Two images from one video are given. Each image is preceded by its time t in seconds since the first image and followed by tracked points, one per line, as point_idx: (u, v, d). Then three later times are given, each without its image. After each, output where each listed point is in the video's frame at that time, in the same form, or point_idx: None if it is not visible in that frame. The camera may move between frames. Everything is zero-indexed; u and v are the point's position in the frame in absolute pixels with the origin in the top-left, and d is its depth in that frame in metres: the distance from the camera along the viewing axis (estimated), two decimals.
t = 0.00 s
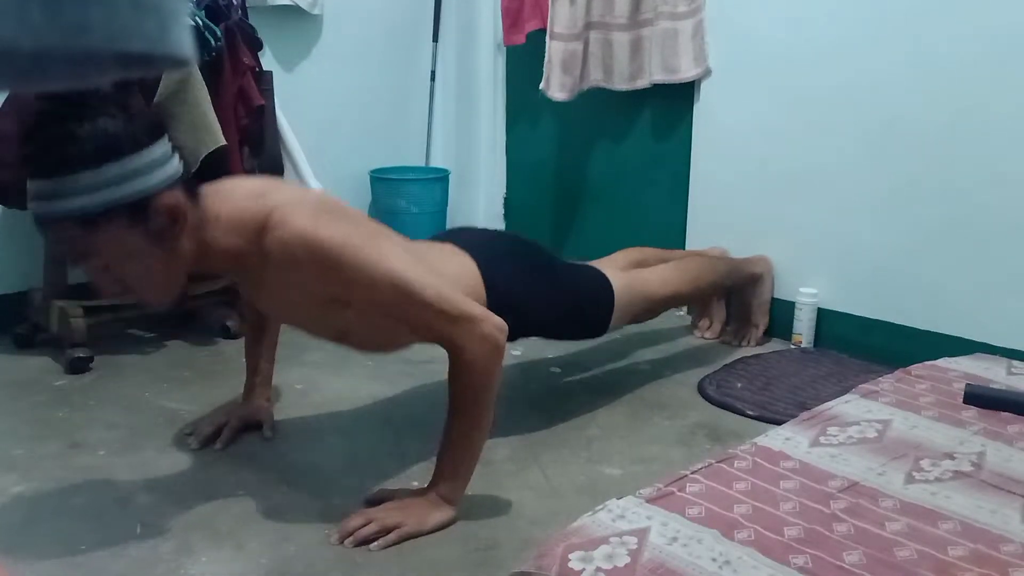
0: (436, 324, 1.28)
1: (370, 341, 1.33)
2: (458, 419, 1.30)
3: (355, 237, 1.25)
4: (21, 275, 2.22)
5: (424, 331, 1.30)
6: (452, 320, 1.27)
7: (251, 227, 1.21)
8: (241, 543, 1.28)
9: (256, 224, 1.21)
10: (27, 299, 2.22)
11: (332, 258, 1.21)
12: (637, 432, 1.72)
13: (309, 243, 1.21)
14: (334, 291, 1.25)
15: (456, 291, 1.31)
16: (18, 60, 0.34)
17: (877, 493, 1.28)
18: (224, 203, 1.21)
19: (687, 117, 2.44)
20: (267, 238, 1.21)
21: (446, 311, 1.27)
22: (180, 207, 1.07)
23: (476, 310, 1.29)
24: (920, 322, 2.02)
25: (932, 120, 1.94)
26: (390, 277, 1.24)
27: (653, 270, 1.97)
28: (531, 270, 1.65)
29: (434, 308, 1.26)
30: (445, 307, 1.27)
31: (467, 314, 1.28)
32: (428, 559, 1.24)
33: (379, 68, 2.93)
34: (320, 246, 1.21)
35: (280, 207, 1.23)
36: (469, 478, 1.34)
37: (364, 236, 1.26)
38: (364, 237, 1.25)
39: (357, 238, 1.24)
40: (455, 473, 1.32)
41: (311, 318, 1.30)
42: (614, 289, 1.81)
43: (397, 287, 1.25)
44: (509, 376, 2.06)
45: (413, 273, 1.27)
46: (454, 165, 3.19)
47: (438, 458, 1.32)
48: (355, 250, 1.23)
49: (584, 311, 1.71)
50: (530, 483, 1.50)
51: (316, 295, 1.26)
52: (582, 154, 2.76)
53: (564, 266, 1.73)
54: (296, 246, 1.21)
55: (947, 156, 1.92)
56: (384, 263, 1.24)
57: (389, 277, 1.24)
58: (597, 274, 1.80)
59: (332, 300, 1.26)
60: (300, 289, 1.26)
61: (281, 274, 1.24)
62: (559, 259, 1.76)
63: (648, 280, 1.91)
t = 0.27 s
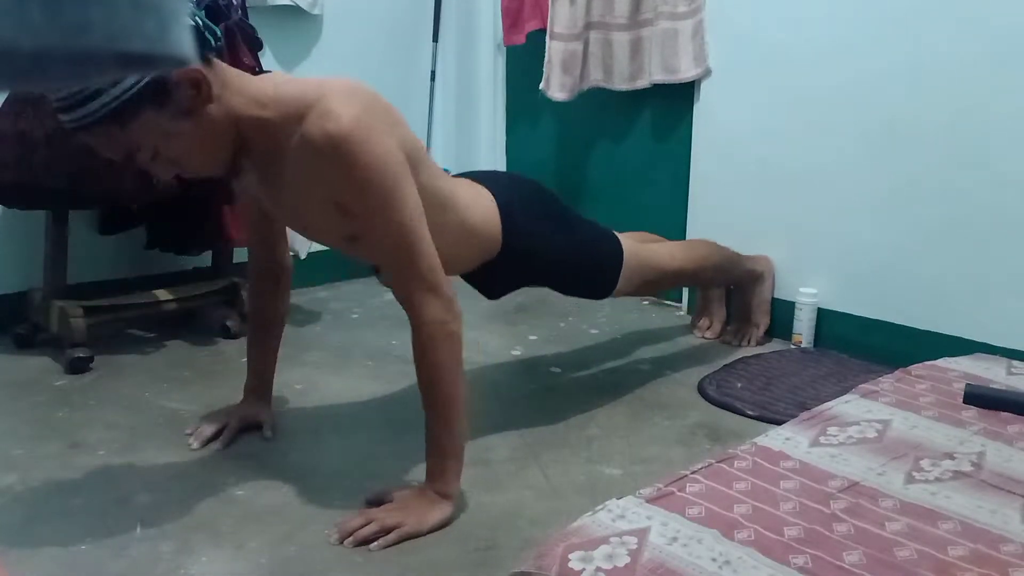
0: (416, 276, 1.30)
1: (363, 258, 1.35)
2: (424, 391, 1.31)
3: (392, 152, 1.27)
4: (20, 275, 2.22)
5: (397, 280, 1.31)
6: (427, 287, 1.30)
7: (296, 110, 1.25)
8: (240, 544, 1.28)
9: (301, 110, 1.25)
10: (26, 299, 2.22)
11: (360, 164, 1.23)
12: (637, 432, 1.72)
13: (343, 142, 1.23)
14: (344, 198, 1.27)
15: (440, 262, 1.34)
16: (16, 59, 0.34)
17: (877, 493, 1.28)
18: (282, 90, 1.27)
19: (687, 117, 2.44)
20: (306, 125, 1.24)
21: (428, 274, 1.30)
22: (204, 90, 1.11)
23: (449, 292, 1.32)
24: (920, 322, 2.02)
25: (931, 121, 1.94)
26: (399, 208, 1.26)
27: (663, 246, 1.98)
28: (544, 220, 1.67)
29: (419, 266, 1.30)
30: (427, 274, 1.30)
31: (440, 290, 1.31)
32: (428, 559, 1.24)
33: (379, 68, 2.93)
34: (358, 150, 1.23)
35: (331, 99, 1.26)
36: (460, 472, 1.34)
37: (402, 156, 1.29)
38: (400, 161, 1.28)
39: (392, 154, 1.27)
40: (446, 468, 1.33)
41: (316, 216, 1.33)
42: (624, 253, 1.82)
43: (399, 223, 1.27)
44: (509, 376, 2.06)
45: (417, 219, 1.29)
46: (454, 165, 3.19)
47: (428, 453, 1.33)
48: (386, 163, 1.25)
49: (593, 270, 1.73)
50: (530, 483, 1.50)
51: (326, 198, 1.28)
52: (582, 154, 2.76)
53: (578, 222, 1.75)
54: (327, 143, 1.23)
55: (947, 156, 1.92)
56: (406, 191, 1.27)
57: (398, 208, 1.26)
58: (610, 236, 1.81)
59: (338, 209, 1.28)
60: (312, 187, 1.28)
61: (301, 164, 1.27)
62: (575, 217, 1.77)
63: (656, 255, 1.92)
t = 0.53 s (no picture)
0: (433, 321, 1.26)
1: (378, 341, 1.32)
2: (454, 419, 1.30)
3: (343, 234, 1.23)
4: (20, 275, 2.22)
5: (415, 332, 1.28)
6: (446, 318, 1.26)
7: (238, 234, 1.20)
8: (240, 544, 1.28)
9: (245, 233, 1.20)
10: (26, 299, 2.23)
11: (325, 259, 1.20)
12: (637, 432, 1.72)
13: (297, 245, 1.19)
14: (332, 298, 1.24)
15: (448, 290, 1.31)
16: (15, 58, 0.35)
17: (877, 493, 1.28)
18: (224, 219, 1.21)
19: (686, 118, 2.44)
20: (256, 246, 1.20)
21: (441, 309, 1.26)
22: (167, 279, 1.05)
23: (465, 307, 1.29)
24: (920, 322, 2.02)
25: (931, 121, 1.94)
26: (380, 279, 1.22)
27: (658, 270, 1.97)
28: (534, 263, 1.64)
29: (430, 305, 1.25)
30: (442, 305, 1.26)
31: (460, 312, 1.27)
32: (428, 559, 1.24)
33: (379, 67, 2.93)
34: (314, 246, 1.19)
35: (264, 215, 1.22)
36: (467, 476, 1.33)
37: (359, 237, 1.25)
38: (354, 238, 1.24)
39: (345, 237, 1.23)
40: (453, 472, 1.32)
41: (316, 326, 1.29)
42: (617, 290, 1.80)
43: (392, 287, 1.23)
44: (509, 377, 2.06)
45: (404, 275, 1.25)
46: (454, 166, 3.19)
47: (436, 457, 1.32)
48: (343, 249, 1.21)
49: (585, 309, 1.71)
50: (530, 483, 1.50)
51: (317, 305, 1.25)
52: (582, 155, 2.76)
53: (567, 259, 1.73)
54: (285, 254, 1.19)
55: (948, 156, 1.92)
56: (377, 262, 1.23)
57: (380, 277, 1.22)
58: (601, 273, 1.80)
59: (332, 309, 1.25)
60: (300, 299, 1.25)
61: (277, 284, 1.23)
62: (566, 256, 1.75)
63: (652, 280, 1.92)
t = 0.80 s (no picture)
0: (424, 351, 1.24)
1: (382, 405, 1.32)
2: (452, 420, 1.30)
3: (313, 325, 1.20)
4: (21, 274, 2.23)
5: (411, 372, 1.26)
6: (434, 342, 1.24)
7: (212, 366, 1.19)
8: (240, 544, 1.28)
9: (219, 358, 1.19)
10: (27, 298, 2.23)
11: (303, 353, 1.17)
12: (637, 432, 1.72)
13: (274, 350, 1.17)
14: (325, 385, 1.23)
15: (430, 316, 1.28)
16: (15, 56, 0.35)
17: (877, 493, 1.29)
18: (189, 351, 1.22)
19: (686, 118, 2.44)
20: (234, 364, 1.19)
21: (427, 336, 1.24)
22: (148, 417, 1.11)
23: (451, 321, 1.27)
24: (920, 322, 2.03)
25: (930, 121, 1.94)
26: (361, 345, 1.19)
27: (647, 296, 1.96)
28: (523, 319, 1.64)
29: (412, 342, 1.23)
30: (427, 338, 1.24)
31: (446, 326, 1.26)
32: (427, 559, 1.25)
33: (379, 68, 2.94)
34: (287, 347, 1.17)
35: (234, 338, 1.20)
36: (467, 477, 1.34)
37: (327, 318, 1.22)
38: (323, 322, 1.21)
39: (315, 327, 1.20)
40: (453, 473, 1.32)
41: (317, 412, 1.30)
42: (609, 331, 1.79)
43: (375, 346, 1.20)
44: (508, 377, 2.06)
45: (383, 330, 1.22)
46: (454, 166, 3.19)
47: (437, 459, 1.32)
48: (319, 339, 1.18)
49: (578, 358, 1.70)
50: (530, 483, 1.50)
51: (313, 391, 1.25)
52: (582, 155, 2.76)
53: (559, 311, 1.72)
54: (265, 362, 1.18)
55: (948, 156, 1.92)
56: (351, 329, 1.20)
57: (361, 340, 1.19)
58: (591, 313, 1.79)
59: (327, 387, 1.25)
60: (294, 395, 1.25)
61: (268, 390, 1.23)
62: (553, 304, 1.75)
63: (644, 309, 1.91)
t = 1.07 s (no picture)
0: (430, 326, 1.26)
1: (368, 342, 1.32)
2: (455, 417, 1.30)
3: (345, 245, 1.23)
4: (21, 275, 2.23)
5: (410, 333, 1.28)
6: (444, 323, 1.26)
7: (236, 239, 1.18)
8: (240, 544, 1.28)
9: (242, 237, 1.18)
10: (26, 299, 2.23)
11: (325, 265, 1.19)
12: (637, 432, 1.72)
13: (298, 252, 1.18)
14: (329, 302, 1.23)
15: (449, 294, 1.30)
16: (17, 57, 0.37)
17: (878, 493, 1.28)
18: (221, 212, 1.20)
19: (686, 118, 2.44)
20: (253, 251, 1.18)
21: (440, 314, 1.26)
22: (155, 261, 1.06)
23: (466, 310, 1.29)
24: (920, 322, 2.02)
25: (931, 121, 1.94)
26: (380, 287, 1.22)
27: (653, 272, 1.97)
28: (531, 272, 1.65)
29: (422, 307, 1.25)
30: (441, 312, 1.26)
31: (460, 316, 1.27)
32: (428, 559, 1.24)
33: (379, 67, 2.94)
34: (313, 256, 1.19)
35: (266, 217, 1.20)
36: (469, 477, 1.34)
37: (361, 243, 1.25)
38: (355, 246, 1.23)
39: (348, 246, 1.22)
40: (454, 473, 1.32)
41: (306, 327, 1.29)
42: (613, 292, 1.80)
43: (391, 295, 1.23)
44: (509, 378, 2.06)
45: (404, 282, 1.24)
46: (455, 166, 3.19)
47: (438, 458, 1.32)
48: (346, 258, 1.21)
49: (584, 314, 1.71)
50: (530, 483, 1.50)
51: (313, 308, 1.25)
52: (582, 155, 2.76)
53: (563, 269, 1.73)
54: (284, 261, 1.19)
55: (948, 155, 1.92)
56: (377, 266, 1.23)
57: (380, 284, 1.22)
58: (596, 276, 1.80)
59: (329, 311, 1.25)
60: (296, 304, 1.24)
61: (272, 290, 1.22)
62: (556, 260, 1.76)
63: (649, 283, 1.92)
